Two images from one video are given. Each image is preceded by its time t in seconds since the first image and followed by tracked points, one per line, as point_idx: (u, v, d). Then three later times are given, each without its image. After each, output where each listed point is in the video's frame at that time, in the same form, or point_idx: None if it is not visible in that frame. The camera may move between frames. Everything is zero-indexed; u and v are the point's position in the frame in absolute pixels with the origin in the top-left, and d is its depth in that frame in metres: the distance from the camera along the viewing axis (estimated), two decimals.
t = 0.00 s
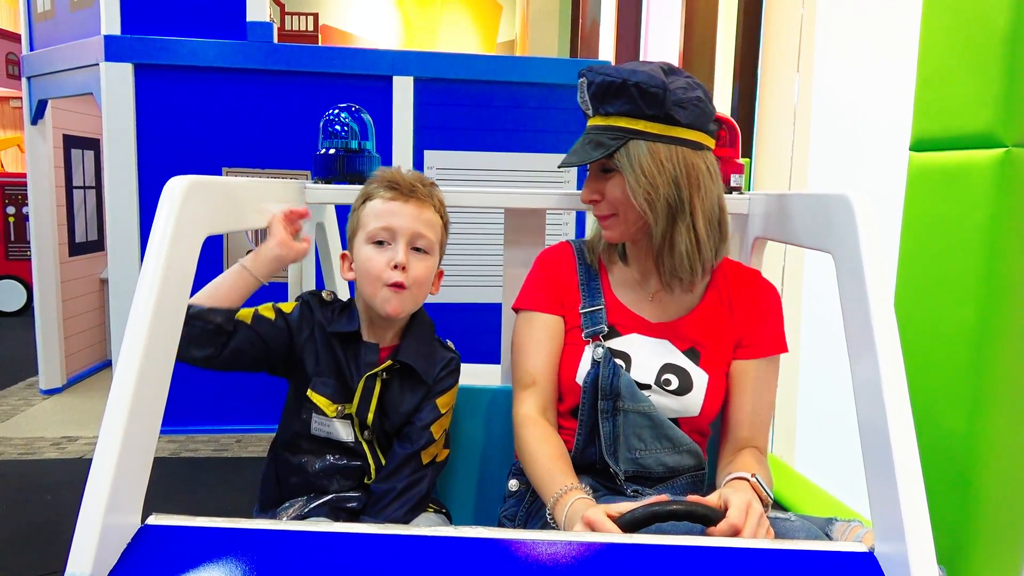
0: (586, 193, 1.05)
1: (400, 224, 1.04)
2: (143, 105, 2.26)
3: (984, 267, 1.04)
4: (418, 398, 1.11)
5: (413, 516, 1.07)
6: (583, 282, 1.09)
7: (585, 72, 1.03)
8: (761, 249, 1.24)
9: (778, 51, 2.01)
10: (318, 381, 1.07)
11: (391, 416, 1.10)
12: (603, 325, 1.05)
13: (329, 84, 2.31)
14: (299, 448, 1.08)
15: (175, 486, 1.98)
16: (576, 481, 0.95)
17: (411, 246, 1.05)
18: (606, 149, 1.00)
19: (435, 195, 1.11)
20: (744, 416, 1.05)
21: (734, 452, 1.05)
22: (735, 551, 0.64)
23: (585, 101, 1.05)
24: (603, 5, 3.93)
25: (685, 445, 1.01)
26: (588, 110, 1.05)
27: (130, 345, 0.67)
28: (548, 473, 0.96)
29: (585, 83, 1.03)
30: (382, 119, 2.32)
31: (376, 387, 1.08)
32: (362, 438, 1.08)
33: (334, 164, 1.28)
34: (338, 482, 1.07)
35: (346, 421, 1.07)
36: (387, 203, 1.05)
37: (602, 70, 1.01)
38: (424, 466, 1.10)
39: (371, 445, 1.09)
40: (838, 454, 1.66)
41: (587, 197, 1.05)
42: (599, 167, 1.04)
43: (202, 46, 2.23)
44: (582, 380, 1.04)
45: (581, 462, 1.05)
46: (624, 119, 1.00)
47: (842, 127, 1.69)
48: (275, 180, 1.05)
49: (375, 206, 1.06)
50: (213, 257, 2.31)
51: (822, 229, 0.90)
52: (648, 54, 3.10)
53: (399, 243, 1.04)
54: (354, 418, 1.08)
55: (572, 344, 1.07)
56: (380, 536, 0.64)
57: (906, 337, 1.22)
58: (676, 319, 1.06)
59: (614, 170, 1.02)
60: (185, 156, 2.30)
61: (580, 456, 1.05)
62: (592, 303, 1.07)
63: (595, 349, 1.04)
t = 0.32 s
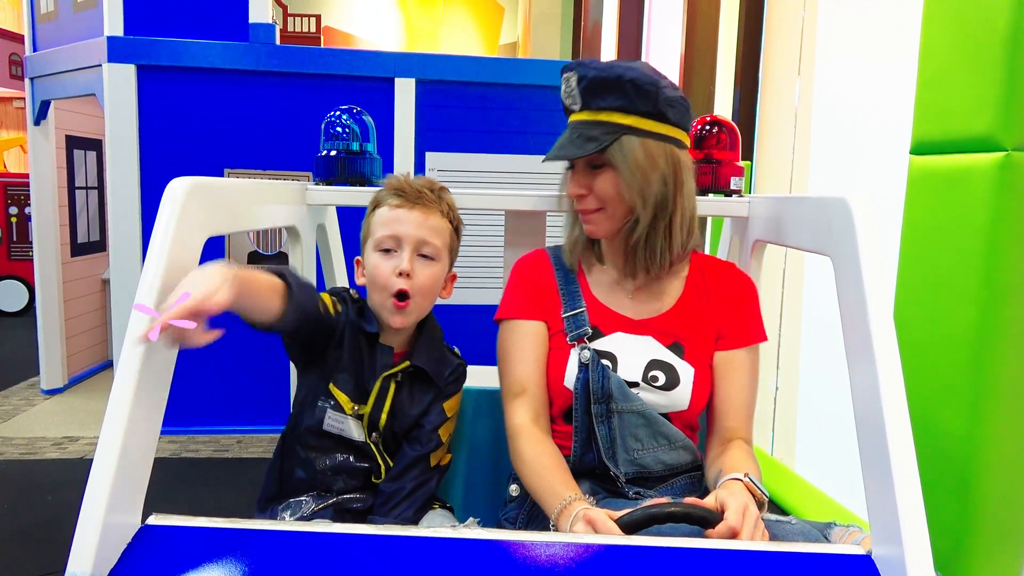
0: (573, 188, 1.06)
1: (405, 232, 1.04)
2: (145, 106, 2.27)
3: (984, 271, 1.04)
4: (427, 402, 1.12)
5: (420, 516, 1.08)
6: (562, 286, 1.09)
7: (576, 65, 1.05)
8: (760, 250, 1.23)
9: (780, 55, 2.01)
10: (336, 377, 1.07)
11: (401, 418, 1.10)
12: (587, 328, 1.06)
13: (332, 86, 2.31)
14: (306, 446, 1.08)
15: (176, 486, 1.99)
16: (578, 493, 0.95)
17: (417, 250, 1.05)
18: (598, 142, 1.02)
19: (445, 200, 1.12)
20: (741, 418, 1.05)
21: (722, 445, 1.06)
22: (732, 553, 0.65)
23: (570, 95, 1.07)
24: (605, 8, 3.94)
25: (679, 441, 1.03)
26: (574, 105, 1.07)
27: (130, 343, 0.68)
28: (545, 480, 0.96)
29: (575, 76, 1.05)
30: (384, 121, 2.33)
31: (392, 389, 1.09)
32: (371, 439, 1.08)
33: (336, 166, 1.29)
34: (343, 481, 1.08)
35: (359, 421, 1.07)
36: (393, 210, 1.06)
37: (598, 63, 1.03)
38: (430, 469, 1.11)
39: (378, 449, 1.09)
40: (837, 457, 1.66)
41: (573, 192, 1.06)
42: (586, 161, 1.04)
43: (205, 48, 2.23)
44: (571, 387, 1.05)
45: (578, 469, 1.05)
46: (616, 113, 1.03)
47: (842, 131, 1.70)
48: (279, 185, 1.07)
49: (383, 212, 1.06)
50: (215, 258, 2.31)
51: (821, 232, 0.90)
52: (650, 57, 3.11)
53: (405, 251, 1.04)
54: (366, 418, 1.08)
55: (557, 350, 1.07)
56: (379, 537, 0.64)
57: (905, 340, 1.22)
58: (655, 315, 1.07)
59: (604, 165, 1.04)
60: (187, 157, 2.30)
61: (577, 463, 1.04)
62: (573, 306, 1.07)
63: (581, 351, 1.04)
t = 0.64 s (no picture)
0: (595, 166, 1.06)
1: (411, 240, 1.05)
2: (147, 108, 2.27)
3: (985, 272, 1.04)
4: (438, 410, 1.12)
5: (431, 517, 1.10)
6: (523, 296, 1.08)
7: (605, 47, 1.08)
8: (761, 252, 1.23)
9: (780, 57, 2.01)
10: (350, 388, 1.05)
11: (414, 425, 1.10)
12: (556, 335, 1.05)
13: (334, 88, 2.32)
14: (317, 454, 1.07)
15: (179, 488, 1.99)
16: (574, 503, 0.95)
17: (424, 259, 1.05)
18: (631, 125, 1.05)
19: (454, 206, 1.12)
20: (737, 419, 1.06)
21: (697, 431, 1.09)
22: (731, 553, 0.65)
23: (591, 74, 1.07)
24: (606, 10, 3.94)
25: (661, 436, 1.06)
26: (596, 85, 1.07)
27: (133, 348, 0.68)
28: (544, 482, 0.96)
29: (604, 56, 1.07)
30: (386, 124, 2.33)
31: (407, 397, 1.08)
32: (383, 446, 1.08)
33: (337, 169, 1.29)
34: (355, 489, 1.07)
35: (372, 429, 1.07)
36: (400, 216, 1.06)
37: (627, 54, 1.09)
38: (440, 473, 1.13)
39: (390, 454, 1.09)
40: (838, 458, 1.66)
41: (596, 170, 1.05)
42: (606, 144, 1.07)
43: (206, 50, 2.24)
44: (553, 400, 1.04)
45: (572, 481, 1.05)
46: (636, 101, 1.09)
47: (842, 132, 1.70)
48: (280, 189, 1.07)
49: (389, 219, 1.07)
50: (217, 260, 2.31)
51: (820, 235, 0.90)
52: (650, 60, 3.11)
53: (410, 259, 1.05)
54: (381, 426, 1.07)
55: (529, 360, 1.06)
56: (379, 539, 0.65)
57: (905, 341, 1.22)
58: (620, 309, 1.10)
59: (626, 149, 1.08)
60: (188, 159, 2.31)
61: (570, 476, 1.04)
62: (538, 315, 1.06)
63: (555, 361, 1.04)
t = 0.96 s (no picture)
0: (600, 172, 1.06)
1: (409, 244, 1.05)
2: (149, 109, 2.28)
3: (985, 272, 1.05)
4: (432, 406, 1.13)
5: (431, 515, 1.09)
6: (528, 298, 1.09)
7: (608, 53, 1.08)
8: (762, 252, 1.24)
9: (780, 58, 2.02)
10: (343, 386, 1.06)
11: (408, 421, 1.11)
12: (561, 336, 1.06)
13: (335, 89, 2.32)
14: (315, 451, 1.07)
15: (181, 488, 1.99)
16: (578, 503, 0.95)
17: (421, 264, 1.05)
18: (636, 132, 1.06)
19: (453, 214, 1.12)
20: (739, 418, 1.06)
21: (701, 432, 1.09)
22: (733, 552, 0.65)
23: (594, 81, 1.07)
24: (606, 11, 3.94)
25: (665, 435, 1.07)
26: (599, 91, 1.07)
27: (138, 348, 0.68)
28: (547, 480, 0.97)
29: (607, 62, 1.07)
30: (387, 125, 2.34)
31: (399, 394, 1.09)
32: (379, 443, 1.08)
33: (340, 169, 1.30)
34: (354, 486, 1.07)
35: (366, 426, 1.07)
36: (400, 220, 1.06)
37: (631, 60, 1.09)
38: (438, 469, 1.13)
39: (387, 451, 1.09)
40: (839, 458, 1.66)
41: (601, 176, 1.06)
42: (611, 150, 1.07)
43: (208, 51, 2.24)
44: (558, 400, 1.05)
45: (578, 482, 1.05)
46: (638, 105, 1.09)
47: (842, 132, 1.71)
48: (285, 190, 1.08)
49: (388, 222, 1.07)
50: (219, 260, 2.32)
51: (821, 235, 0.90)
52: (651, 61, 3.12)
53: (407, 262, 1.05)
54: (375, 423, 1.07)
55: (534, 361, 1.07)
56: (383, 537, 0.65)
57: (906, 341, 1.22)
58: (623, 311, 1.11)
59: (630, 155, 1.09)
60: (190, 160, 2.31)
61: (576, 476, 1.04)
62: (543, 316, 1.07)
63: (560, 361, 1.04)
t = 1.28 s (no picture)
0: (622, 189, 1.05)
1: (412, 266, 1.02)
2: (151, 111, 2.29)
3: (986, 271, 1.05)
4: (426, 401, 1.13)
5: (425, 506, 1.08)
6: (531, 293, 1.09)
7: (636, 68, 1.05)
8: (763, 251, 1.25)
9: (780, 58, 2.03)
10: (332, 385, 1.08)
11: (402, 417, 1.11)
12: (568, 329, 1.07)
13: (336, 90, 2.33)
14: (311, 450, 1.08)
15: (184, 489, 2.00)
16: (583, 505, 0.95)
17: (423, 283, 1.04)
18: (655, 151, 1.06)
19: (452, 220, 1.09)
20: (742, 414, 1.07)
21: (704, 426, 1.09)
22: (739, 547, 0.66)
23: (622, 97, 1.04)
24: (606, 11, 3.95)
25: (672, 427, 1.09)
26: (624, 108, 1.05)
27: (150, 349, 0.69)
28: (552, 479, 0.97)
29: (635, 79, 1.04)
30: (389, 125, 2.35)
31: (392, 390, 1.09)
32: (374, 439, 1.09)
33: (345, 170, 1.31)
34: (350, 482, 1.07)
35: (360, 422, 1.08)
36: (401, 238, 1.02)
37: (655, 73, 1.07)
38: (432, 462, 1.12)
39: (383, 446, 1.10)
40: (841, 455, 1.67)
41: (623, 194, 1.05)
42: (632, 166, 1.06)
43: (209, 54, 2.25)
44: (570, 393, 1.06)
45: (590, 476, 1.05)
46: (654, 118, 1.09)
47: (842, 132, 1.72)
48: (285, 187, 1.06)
49: (390, 238, 1.03)
50: (221, 262, 2.32)
51: (824, 233, 0.91)
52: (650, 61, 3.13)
53: (409, 282, 1.03)
54: (368, 419, 1.08)
55: (540, 357, 1.07)
56: (393, 534, 0.66)
57: (908, 338, 1.23)
58: (626, 302, 1.13)
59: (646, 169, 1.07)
60: (192, 161, 2.32)
61: (590, 469, 1.05)
62: (549, 310, 1.08)
63: (569, 354, 1.05)
